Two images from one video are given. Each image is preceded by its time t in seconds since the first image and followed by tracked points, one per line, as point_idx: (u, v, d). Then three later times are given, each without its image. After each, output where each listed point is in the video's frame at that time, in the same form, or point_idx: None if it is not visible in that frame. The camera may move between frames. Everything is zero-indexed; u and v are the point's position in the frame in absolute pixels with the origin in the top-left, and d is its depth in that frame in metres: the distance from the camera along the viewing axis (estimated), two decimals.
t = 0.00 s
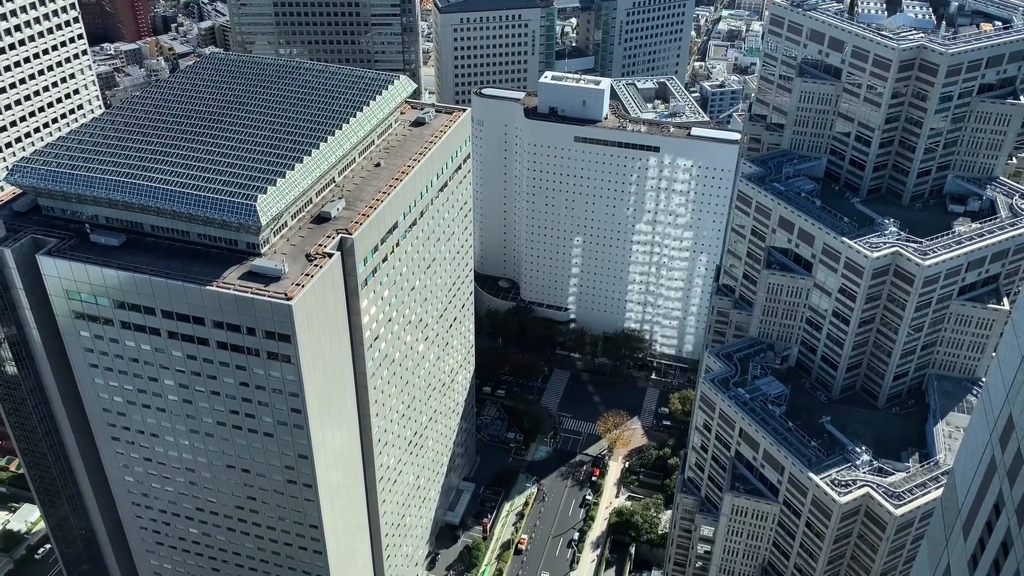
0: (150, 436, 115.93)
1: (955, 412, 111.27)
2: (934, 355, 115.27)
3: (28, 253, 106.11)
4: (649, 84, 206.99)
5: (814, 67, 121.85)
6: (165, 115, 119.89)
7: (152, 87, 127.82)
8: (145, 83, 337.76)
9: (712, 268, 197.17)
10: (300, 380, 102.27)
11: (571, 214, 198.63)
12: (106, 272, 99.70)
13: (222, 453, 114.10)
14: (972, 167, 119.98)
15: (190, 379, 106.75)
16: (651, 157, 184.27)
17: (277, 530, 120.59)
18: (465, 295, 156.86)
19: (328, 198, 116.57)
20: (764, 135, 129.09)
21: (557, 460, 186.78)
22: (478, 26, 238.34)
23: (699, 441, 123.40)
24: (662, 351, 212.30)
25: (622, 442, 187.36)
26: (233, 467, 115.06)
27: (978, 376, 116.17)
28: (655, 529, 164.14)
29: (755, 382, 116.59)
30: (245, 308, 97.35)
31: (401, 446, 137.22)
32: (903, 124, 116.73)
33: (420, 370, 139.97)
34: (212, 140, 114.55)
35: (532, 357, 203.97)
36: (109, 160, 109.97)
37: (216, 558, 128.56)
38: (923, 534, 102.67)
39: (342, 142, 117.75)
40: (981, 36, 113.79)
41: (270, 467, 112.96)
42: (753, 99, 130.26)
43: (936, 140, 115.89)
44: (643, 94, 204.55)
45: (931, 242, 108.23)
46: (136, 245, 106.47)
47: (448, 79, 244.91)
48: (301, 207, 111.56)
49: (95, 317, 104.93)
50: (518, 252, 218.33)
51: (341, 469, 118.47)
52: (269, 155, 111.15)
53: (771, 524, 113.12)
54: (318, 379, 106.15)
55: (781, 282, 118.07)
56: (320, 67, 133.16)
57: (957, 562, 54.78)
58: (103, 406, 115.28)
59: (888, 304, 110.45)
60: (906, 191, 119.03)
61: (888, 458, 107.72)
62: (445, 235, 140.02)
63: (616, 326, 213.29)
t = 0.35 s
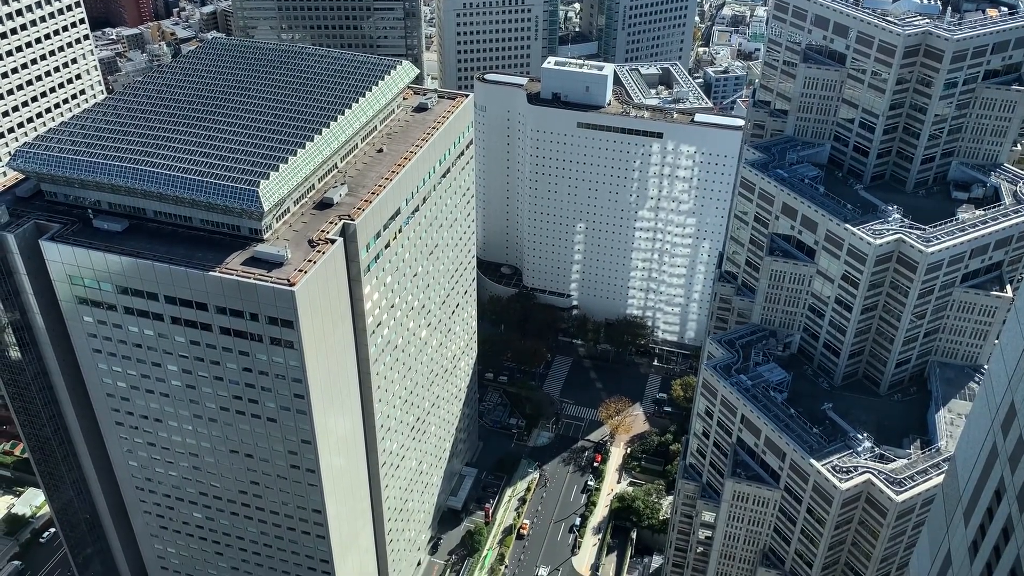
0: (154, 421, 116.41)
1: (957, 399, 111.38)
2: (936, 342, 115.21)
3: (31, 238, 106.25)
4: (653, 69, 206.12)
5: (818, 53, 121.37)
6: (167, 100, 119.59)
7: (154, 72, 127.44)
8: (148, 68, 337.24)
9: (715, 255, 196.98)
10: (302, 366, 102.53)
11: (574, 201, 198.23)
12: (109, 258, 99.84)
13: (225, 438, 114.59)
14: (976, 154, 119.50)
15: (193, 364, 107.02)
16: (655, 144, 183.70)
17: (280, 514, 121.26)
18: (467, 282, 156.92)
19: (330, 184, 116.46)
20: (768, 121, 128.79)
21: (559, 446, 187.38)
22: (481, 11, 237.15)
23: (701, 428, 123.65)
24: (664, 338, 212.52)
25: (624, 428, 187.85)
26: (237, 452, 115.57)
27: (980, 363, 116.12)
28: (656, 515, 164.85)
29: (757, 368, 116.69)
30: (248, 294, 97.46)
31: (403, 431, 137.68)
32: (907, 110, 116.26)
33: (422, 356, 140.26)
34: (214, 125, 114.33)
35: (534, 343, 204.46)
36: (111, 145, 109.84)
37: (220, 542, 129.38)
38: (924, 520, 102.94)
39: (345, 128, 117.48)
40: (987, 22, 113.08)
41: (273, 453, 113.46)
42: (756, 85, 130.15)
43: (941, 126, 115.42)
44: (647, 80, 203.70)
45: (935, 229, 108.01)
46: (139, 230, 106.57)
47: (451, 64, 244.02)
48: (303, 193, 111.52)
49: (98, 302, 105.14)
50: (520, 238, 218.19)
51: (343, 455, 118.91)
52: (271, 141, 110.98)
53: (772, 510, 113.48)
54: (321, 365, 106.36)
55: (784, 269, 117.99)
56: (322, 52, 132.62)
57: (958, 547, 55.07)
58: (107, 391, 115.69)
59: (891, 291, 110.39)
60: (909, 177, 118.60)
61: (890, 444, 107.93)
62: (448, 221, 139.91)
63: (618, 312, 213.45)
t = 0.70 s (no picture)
0: (156, 407, 116.72)
1: (958, 387, 111.54)
2: (938, 330, 115.18)
3: (33, 224, 106.30)
4: (656, 56, 205.36)
5: (822, 39, 120.88)
6: (169, 86, 119.26)
7: (156, 58, 127.03)
8: (149, 54, 335.95)
9: (717, 243, 196.69)
10: (305, 353, 102.70)
11: (576, 188, 197.81)
12: (111, 244, 99.83)
13: (228, 425, 114.92)
14: (980, 141, 119.15)
15: (195, 350, 107.21)
16: (657, 131, 183.15)
17: (282, 500, 121.74)
18: (469, 269, 156.96)
19: (332, 170, 116.30)
20: (771, 108, 128.67)
21: (560, 433, 187.94)
22: None
23: (702, 415, 123.88)
24: (666, 326, 212.68)
25: (625, 415, 188.34)
26: (239, 438, 115.92)
27: (982, 351, 116.10)
28: (657, 501, 165.39)
29: (759, 356, 116.77)
30: (250, 281, 97.48)
31: (405, 418, 138.10)
32: (911, 98, 115.83)
33: (424, 343, 140.52)
34: (216, 111, 114.07)
35: (536, 330, 204.77)
36: (114, 131, 109.65)
37: (223, 528, 130.03)
38: (924, 508, 103.14)
39: (346, 114, 117.05)
40: (992, 9, 112.42)
41: (276, 439, 113.80)
42: (760, 72, 130.77)
43: (944, 114, 115.01)
44: (650, 66, 202.89)
45: (938, 217, 107.75)
46: (141, 216, 106.55)
47: (453, 50, 243.00)
48: (305, 180, 111.39)
49: (101, 288, 105.20)
50: (522, 226, 217.97)
51: (345, 441, 119.22)
52: (273, 127, 110.72)
53: (772, 497, 113.82)
54: (323, 352, 106.54)
55: (786, 256, 117.87)
56: (325, 38, 132.08)
57: (958, 535, 55.21)
58: (110, 377, 115.97)
59: (894, 279, 110.32)
60: (913, 165, 118.17)
61: (891, 432, 108.15)
62: (450, 208, 139.74)
63: (619, 300, 213.53)
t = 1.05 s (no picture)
0: (159, 392, 117.07)
1: (960, 375, 111.63)
2: (940, 319, 115.14)
3: (35, 208, 106.33)
4: (660, 42, 204.47)
5: (827, 26, 120.34)
6: (171, 70, 118.91)
7: (159, 42, 126.61)
8: (151, 39, 334.64)
9: (720, 230, 196.36)
10: (307, 338, 102.87)
11: (579, 175, 197.37)
12: (113, 229, 99.85)
13: (231, 410, 115.29)
14: (984, 129, 118.73)
15: (198, 336, 107.46)
16: (661, 118, 182.54)
17: (285, 485, 122.34)
18: (472, 256, 156.94)
19: (334, 156, 116.09)
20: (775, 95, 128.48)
21: (562, 420, 188.48)
22: None
23: (704, 402, 124.10)
24: (667, 313, 212.77)
25: (626, 402, 188.78)
26: (241, 423, 116.35)
27: (983, 340, 116.09)
28: (658, 488, 165.91)
29: (761, 343, 116.88)
30: (253, 267, 97.56)
31: (407, 404, 138.51)
32: (916, 85, 115.32)
33: (426, 329, 140.71)
34: (218, 96, 113.76)
35: (538, 317, 204.95)
36: (116, 116, 109.49)
37: (225, 512, 130.74)
38: (925, 496, 103.40)
39: (349, 100, 116.68)
40: None
41: (278, 424, 114.22)
42: (764, 58, 129.19)
43: (949, 102, 114.51)
44: (654, 53, 201.99)
45: (941, 206, 107.47)
46: (143, 201, 106.52)
47: (456, 36, 241.86)
48: (307, 165, 111.22)
49: (103, 273, 105.31)
50: (524, 212, 217.76)
51: (347, 427, 119.60)
52: (275, 113, 110.42)
53: (773, 484, 114.25)
54: (325, 337, 106.71)
55: (789, 244, 117.75)
56: (327, 22, 131.47)
57: (958, 522, 55.42)
58: (113, 362, 116.29)
59: (896, 267, 110.22)
60: (916, 153, 117.76)
61: (892, 420, 108.36)
62: (452, 195, 139.54)
63: (622, 287, 213.54)
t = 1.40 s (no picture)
0: (163, 379, 117.38)
1: (963, 364, 111.54)
2: (944, 308, 114.92)
3: (39, 195, 106.32)
4: (664, 29, 203.63)
5: (832, 14, 119.79)
6: (174, 56, 118.57)
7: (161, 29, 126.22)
8: (154, 25, 333.61)
9: (723, 219, 195.93)
10: (310, 326, 102.98)
11: (582, 163, 196.87)
12: (116, 216, 99.86)
13: (234, 397, 115.57)
14: (990, 119, 118.19)
15: (201, 323, 107.62)
16: (665, 106, 181.92)
17: (288, 472, 122.81)
18: (474, 244, 156.86)
19: (337, 143, 115.88)
20: (779, 84, 128.20)
21: (564, 408, 188.85)
22: None
23: (706, 390, 124.16)
24: (670, 302, 212.76)
25: (629, 391, 189.09)
26: (245, 410, 116.71)
27: (987, 329, 115.84)
28: (660, 476, 166.38)
29: (764, 332, 116.84)
30: (256, 254, 97.62)
31: (410, 392, 138.82)
32: (921, 74, 114.82)
33: (429, 317, 140.84)
34: (221, 83, 113.52)
35: (540, 306, 205.03)
36: (119, 102, 109.32)
37: (228, 498, 131.33)
38: (927, 484, 103.46)
39: (352, 88, 116.40)
40: None
41: (282, 411, 114.53)
42: (768, 45, 128.82)
43: (954, 90, 113.95)
44: (658, 40, 201.09)
45: (946, 195, 107.12)
46: (146, 188, 106.49)
47: (460, 23, 240.64)
48: (310, 153, 111.05)
49: (107, 260, 105.42)
50: (527, 200, 217.42)
51: (351, 415, 119.98)
52: (278, 100, 110.16)
53: (775, 473, 114.48)
54: (328, 325, 106.81)
55: (793, 233, 117.54)
56: (330, 9, 130.90)
57: (959, 510, 55.57)
58: (116, 349, 116.56)
59: (900, 257, 110.01)
60: (921, 141, 117.27)
61: (894, 409, 108.42)
62: (455, 182, 139.26)
63: (625, 276, 213.39)
